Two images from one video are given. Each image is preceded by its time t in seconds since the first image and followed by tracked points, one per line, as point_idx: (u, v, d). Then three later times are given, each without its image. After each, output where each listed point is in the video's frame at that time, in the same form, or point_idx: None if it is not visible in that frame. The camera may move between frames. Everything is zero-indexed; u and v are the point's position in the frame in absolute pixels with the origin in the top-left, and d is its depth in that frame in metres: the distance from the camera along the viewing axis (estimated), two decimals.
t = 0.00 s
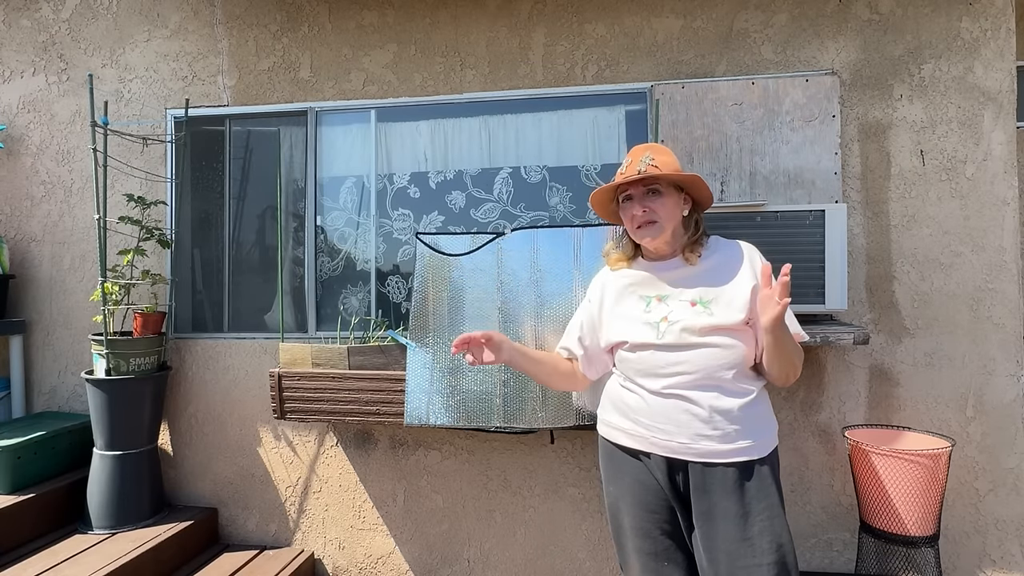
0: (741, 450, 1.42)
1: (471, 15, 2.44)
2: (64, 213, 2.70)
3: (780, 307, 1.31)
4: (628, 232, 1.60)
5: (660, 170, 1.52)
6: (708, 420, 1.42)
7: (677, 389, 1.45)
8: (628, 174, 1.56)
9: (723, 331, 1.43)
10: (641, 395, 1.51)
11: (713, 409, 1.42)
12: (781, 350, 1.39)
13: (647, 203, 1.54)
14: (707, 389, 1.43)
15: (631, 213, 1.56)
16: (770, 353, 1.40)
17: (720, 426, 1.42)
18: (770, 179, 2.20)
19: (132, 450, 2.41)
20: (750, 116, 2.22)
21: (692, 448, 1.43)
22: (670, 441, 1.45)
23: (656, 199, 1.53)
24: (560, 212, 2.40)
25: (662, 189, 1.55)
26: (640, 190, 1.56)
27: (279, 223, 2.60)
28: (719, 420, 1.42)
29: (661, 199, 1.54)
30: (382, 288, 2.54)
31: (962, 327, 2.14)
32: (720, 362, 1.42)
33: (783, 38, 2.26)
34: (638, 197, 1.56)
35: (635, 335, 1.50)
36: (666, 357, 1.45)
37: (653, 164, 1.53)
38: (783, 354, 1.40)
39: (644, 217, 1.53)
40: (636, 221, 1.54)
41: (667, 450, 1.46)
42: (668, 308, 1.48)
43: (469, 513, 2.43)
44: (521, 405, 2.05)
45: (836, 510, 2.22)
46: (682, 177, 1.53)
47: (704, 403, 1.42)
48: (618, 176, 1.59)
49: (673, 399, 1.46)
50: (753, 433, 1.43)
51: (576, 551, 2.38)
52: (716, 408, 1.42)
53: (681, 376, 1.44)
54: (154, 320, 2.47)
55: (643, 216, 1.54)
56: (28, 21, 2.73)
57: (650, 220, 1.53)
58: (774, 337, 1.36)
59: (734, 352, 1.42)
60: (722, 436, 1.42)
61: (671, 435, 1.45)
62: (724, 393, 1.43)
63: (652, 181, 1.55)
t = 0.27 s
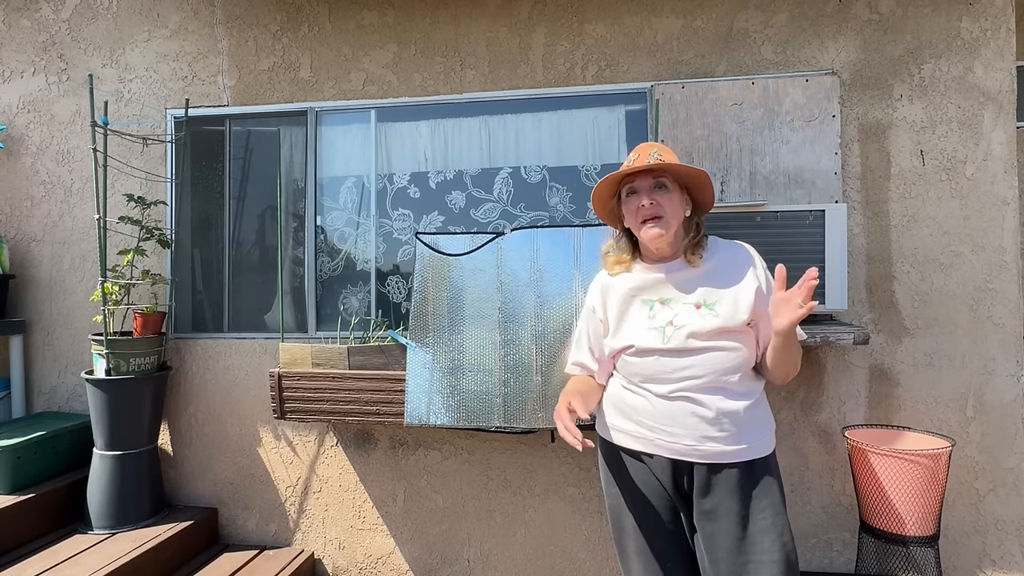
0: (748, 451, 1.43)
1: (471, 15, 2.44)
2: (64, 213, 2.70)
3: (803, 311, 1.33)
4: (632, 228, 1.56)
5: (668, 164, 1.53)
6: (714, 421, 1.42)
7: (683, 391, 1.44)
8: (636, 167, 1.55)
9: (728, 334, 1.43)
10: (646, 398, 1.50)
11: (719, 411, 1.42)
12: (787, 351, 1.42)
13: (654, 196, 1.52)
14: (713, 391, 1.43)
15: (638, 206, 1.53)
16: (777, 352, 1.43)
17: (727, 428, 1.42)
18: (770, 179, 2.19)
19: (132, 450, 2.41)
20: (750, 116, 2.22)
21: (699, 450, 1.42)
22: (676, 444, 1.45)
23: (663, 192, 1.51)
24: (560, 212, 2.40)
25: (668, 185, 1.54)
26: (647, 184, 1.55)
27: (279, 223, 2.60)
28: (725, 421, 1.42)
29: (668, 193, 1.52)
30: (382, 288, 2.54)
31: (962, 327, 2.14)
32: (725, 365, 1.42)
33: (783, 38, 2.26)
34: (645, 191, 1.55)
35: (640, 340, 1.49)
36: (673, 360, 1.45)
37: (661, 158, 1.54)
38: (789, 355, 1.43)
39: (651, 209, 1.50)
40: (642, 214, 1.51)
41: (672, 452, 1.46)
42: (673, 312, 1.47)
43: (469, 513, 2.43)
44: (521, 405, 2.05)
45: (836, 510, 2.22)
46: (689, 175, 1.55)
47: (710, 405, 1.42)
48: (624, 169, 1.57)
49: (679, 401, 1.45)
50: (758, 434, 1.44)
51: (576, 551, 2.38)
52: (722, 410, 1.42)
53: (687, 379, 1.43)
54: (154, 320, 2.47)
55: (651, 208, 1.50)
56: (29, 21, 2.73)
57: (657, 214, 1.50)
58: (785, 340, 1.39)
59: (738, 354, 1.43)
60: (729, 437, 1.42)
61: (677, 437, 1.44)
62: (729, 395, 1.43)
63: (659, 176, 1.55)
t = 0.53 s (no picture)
0: (750, 456, 1.45)
1: (471, 15, 2.44)
2: (64, 213, 2.70)
3: (834, 332, 1.36)
4: (639, 227, 1.53)
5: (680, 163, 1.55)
6: (720, 428, 1.44)
7: (688, 399, 1.46)
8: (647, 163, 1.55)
9: (734, 344, 1.45)
10: (651, 405, 1.50)
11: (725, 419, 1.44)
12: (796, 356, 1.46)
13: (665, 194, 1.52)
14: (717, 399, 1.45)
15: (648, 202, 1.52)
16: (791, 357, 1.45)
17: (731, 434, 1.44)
18: (770, 179, 2.20)
19: (132, 450, 2.41)
20: (750, 116, 2.22)
21: (705, 456, 1.44)
22: (683, 450, 1.46)
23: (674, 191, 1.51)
24: (560, 212, 2.40)
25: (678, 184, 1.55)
26: (657, 182, 1.55)
27: (279, 223, 2.60)
28: (730, 429, 1.44)
29: (677, 192, 1.53)
30: (382, 288, 2.53)
31: (962, 327, 2.14)
32: (730, 374, 1.44)
33: (783, 38, 2.26)
34: (654, 189, 1.55)
35: (646, 350, 1.49)
36: (679, 369, 1.45)
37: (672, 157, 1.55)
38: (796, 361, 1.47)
39: (663, 206, 1.49)
40: (654, 211, 1.48)
41: (678, 459, 1.47)
42: (678, 322, 1.48)
43: (469, 513, 2.43)
44: (521, 405, 2.05)
45: (836, 510, 2.22)
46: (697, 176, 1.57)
47: (715, 412, 1.44)
48: (634, 165, 1.56)
49: (684, 409, 1.46)
50: (760, 439, 1.47)
51: (576, 551, 2.38)
52: (727, 417, 1.44)
53: (694, 387, 1.45)
54: (154, 320, 2.47)
55: (662, 205, 1.49)
56: (29, 21, 2.73)
57: (668, 212, 1.49)
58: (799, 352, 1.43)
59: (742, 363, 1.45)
60: (733, 443, 1.44)
61: (683, 444, 1.45)
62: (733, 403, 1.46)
63: (669, 175, 1.56)
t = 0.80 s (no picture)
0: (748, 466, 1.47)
1: (471, 15, 2.44)
2: (64, 213, 2.70)
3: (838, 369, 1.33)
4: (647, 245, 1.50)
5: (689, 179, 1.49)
6: (718, 440, 1.45)
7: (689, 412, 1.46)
8: (657, 179, 1.49)
9: (738, 362, 1.44)
10: (651, 415, 1.51)
11: (725, 432, 1.44)
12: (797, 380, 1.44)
13: (675, 214, 1.48)
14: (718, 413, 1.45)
15: (658, 222, 1.47)
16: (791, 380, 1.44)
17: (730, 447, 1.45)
18: (770, 179, 2.20)
19: (132, 450, 2.41)
20: (750, 116, 2.22)
21: (702, 466, 1.46)
22: (680, 460, 1.48)
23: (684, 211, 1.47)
24: (560, 211, 2.40)
25: (688, 201, 1.50)
26: (667, 200, 1.50)
27: (279, 224, 2.60)
28: (729, 441, 1.45)
29: (688, 210, 1.48)
30: (382, 288, 2.54)
31: (962, 327, 2.14)
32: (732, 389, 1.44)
33: (783, 38, 2.26)
34: (664, 207, 1.50)
35: (648, 368, 1.48)
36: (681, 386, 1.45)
37: (682, 171, 1.49)
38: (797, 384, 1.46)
39: (674, 228, 1.45)
40: (663, 234, 1.45)
41: (676, 467, 1.49)
42: (682, 339, 1.46)
43: (469, 513, 2.43)
44: (521, 405, 2.05)
45: (836, 510, 2.22)
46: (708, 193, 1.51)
47: (715, 426, 1.44)
48: (644, 181, 1.50)
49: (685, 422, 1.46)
50: (758, 450, 1.49)
51: (576, 551, 2.38)
52: (727, 430, 1.44)
53: (694, 401, 1.44)
54: (154, 320, 2.47)
55: (672, 227, 1.45)
56: (29, 21, 2.73)
57: (678, 233, 1.45)
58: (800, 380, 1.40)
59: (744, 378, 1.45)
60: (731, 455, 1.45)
61: (681, 455, 1.47)
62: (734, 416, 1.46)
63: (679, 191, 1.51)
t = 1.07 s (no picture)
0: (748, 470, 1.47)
1: (471, 15, 2.44)
2: (64, 213, 2.70)
3: (840, 377, 1.33)
4: (647, 250, 1.49)
5: (691, 185, 1.47)
6: (717, 444, 1.45)
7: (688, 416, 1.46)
8: (658, 186, 1.47)
9: (739, 365, 1.44)
10: (650, 418, 1.52)
11: (723, 435, 1.44)
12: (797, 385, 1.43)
13: (676, 221, 1.47)
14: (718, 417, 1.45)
15: (658, 229, 1.46)
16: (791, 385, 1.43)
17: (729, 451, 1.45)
18: (770, 179, 2.20)
19: (132, 450, 2.41)
20: (750, 116, 2.22)
21: (701, 469, 1.46)
22: (678, 463, 1.48)
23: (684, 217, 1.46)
24: (560, 212, 2.40)
25: (689, 206, 1.49)
26: (668, 206, 1.49)
27: (279, 223, 2.60)
28: (727, 445, 1.44)
29: (689, 216, 1.47)
30: (382, 288, 2.54)
31: (962, 327, 2.14)
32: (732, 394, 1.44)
33: (783, 38, 2.26)
34: (665, 213, 1.49)
35: (648, 373, 1.49)
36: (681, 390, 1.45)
37: (684, 176, 1.47)
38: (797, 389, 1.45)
39: (673, 234, 1.44)
40: (662, 240, 1.44)
41: (674, 470, 1.49)
42: (682, 343, 1.46)
43: (469, 513, 2.43)
44: (521, 405, 2.05)
45: (836, 510, 2.22)
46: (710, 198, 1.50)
47: (714, 429, 1.44)
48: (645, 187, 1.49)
49: (684, 425, 1.47)
50: (759, 452, 1.48)
51: (576, 551, 2.38)
52: (726, 434, 1.44)
53: (693, 405, 1.45)
54: (154, 320, 2.47)
55: (673, 234, 1.44)
56: (28, 21, 2.73)
57: (678, 240, 1.44)
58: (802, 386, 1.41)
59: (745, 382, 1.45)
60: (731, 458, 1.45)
61: (679, 458, 1.47)
62: (734, 420, 1.46)
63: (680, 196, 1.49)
